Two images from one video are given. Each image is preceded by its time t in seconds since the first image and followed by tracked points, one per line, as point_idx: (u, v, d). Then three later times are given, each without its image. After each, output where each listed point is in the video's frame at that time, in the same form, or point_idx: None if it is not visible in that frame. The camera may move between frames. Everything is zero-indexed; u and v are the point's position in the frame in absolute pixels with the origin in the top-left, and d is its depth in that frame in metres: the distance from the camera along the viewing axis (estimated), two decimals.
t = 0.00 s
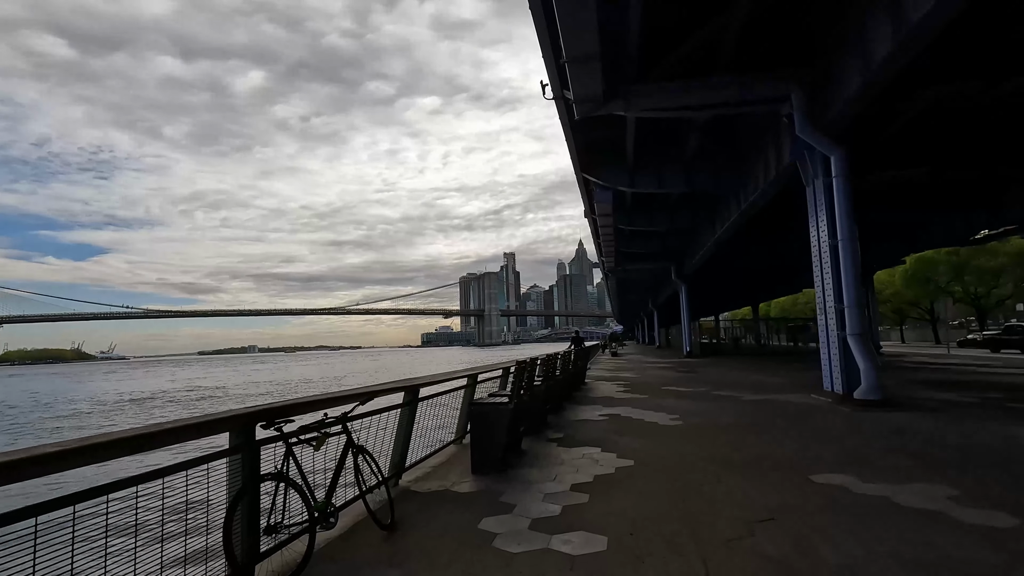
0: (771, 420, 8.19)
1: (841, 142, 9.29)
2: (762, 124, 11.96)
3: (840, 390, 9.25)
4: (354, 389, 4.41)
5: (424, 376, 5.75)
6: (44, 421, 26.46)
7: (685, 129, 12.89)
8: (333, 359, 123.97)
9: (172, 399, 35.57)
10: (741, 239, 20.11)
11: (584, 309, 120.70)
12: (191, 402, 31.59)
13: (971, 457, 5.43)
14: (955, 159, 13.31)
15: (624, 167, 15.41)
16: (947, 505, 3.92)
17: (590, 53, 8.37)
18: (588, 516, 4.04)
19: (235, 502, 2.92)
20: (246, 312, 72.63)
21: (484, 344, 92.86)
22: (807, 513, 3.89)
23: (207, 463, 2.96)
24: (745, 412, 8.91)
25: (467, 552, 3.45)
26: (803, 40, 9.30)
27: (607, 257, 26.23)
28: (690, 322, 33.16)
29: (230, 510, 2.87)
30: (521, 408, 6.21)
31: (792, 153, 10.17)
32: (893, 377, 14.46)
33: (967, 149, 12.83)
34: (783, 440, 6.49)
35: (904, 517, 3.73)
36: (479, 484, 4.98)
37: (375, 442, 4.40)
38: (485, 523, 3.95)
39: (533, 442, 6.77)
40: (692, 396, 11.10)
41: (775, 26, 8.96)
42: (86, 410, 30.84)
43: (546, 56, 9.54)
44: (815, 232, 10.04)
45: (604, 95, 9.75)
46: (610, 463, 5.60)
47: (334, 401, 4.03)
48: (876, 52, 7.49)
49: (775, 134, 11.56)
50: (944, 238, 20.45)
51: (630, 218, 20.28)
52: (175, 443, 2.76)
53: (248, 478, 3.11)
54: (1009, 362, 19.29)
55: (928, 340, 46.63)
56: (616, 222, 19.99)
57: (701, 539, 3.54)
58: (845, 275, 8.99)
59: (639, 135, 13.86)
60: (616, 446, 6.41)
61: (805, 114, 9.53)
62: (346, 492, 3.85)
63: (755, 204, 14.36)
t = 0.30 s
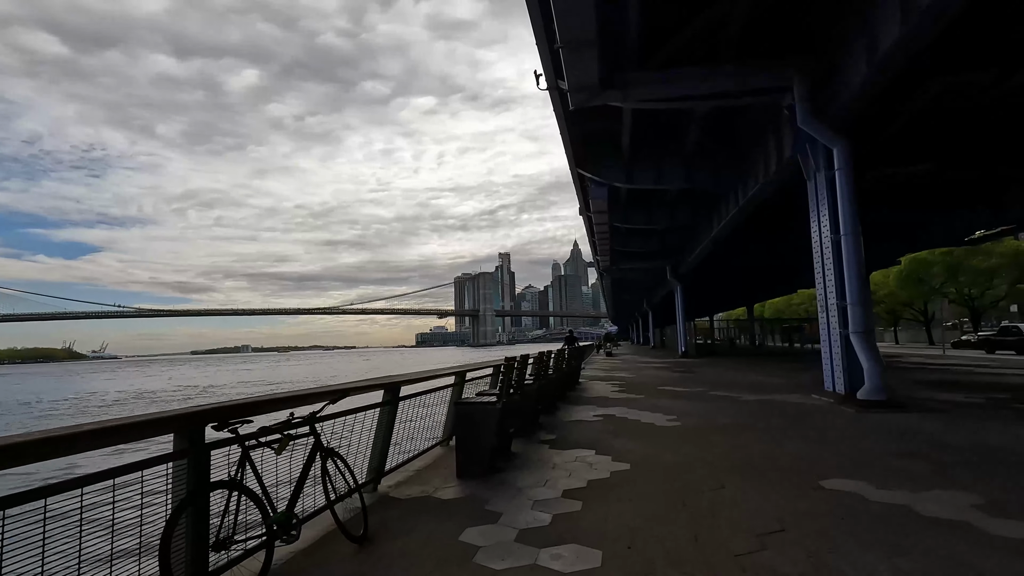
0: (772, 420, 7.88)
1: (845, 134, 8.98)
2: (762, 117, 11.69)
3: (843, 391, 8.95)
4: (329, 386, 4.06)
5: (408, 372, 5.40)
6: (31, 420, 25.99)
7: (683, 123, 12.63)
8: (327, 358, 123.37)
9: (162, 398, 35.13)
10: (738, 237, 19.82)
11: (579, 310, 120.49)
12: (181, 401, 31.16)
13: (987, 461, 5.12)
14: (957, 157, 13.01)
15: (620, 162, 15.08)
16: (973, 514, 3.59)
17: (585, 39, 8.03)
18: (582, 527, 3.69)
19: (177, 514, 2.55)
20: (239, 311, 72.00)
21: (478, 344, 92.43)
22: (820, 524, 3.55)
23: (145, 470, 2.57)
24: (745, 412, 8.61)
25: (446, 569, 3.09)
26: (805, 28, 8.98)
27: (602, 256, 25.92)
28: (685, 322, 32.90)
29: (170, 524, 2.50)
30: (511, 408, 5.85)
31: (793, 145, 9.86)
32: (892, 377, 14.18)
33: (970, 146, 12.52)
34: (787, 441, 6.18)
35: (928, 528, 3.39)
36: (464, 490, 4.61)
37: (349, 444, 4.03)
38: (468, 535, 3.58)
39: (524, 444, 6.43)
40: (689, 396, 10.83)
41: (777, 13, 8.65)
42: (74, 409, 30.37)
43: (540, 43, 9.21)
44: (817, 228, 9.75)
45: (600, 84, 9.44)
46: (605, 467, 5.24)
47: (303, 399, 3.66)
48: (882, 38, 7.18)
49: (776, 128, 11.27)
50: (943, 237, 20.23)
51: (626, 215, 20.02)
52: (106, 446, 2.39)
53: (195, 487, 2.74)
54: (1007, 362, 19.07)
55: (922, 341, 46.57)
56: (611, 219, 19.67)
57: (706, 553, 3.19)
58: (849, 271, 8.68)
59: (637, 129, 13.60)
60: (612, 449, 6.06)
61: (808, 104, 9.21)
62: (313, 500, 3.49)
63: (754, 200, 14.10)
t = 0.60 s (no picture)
0: (777, 425, 7.57)
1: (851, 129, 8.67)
2: (764, 111, 11.39)
3: (849, 394, 8.67)
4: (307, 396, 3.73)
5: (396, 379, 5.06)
6: (20, 422, 25.57)
7: (682, 118, 12.33)
8: (324, 358, 122.90)
9: (155, 399, 34.71)
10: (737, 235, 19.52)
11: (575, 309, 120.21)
12: (174, 402, 30.75)
13: (1009, 473, 4.80)
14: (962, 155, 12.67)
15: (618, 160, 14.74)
16: (1007, 539, 3.27)
17: (583, 29, 7.69)
18: (579, 552, 3.37)
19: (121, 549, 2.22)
20: (233, 310, 71.45)
21: (474, 344, 92.07)
22: (842, 549, 3.23)
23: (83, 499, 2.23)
24: (748, 417, 8.29)
25: None
26: (810, 18, 8.66)
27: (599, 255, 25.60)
28: (683, 321, 32.61)
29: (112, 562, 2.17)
30: (506, 416, 5.52)
31: (796, 141, 9.56)
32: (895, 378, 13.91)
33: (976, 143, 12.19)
34: (795, 450, 5.86)
35: (961, 558, 3.06)
36: (454, 507, 4.29)
37: (325, 460, 3.70)
38: (455, 562, 3.26)
39: (518, 453, 6.10)
40: (689, 399, 10.52)
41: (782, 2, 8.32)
42: (65, 411, 29.94)
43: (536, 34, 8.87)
44: (821, 226, 9.45)
45: (598, 77, 9.10)
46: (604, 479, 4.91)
47: (273, 412, 3.33)
48: (892, 29, 6.86)
49: (779, 124, 10.97)
50: (943, 235, 19.96)
51: (623, 215, 19.67)
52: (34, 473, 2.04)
53: (143, 516, 2.40)
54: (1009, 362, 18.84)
55: (919, 340, 46.48)
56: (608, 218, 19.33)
57: None
58: (855, 270, 8.39)
59: (634, 125, 13.29)
60: (610, 457, 5.75)
61: (813, 97, 8.90)
62: (281, 525, 3.16)
63: (754, 198, 13.81)
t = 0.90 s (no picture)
0: (789, 425, 7.22)
1: (866, 113, 8.30)
2: (772, 100, 11.03)
3: (865, 391, 8.31)
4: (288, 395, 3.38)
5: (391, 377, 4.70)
6: (18, 423, 25.34)
7: (686, 108, 11.98)
8: (324, 359, 122.62)
9: (154, 400, 34.48)
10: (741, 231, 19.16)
11: (575, 308, 119.84)
12: (170, 403, 30.39)
13: None
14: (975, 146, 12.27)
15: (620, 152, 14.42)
16: None
17: (586, 10, 7.32)
18: (590, 567, 3.01)
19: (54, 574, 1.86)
20: (233, 311, 71.20)
21: (474, 343, 91.69)
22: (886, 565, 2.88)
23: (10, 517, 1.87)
24: (759, 415, 7.94)
25: None
26: None
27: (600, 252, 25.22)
28: (685, 319, 32.26)
29: None
30: (507, 416, 5.17)
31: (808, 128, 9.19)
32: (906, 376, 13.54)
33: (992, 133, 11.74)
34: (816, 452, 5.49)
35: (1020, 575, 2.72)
36: (452, 514, 3.95)
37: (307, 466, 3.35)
38: None
39: (520, 455, 5.74)
40: (697, 398, 10.16)
41: None
42: (63, 411, 29.72)
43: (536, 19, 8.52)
44: (834, 216, 9.09)
45: (601, 63, 8.75)
46: (614, 483, 4.56)
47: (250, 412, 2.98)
48: (912, 6, 6.51)
49: (788, 112, 10.60)
50: (951, 229, 19.54)
51: (625, 210, 19.31)
52: None
53: (85, 534, 2.05)
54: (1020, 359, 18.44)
55: (923, 338, 46.07)
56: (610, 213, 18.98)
57: None
58: (871, 262, 8.04)
59: (637, 116, 12.95)
60: (619, 459, 5.40)
61: (826, 82, 8.56)
62: (256, 541, 2.81)
63: (760, 191, 13.46)
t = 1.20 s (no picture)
0: (798, 431, 6.89)
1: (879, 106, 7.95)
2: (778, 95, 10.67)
3: (879, 396, 7.99)
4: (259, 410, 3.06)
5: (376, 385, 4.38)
6: (16, 424, 25.20)
7: (689, 104, 11.65)
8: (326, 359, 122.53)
9: (153, 401, 34.34)
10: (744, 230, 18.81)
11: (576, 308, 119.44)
12: (167, 405, 30.03)
13: None
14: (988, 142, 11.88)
15: (621, 150, 14.12)
16: None
17: None
18: None
19: None
20: (233, 311, 71.05)
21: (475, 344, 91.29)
22: None
23: None
24: (766, 421, 7.63)
25: None
26: None
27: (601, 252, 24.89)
28: (687, 319, 31.91)
29: None
30: (503, 427, 4.82)
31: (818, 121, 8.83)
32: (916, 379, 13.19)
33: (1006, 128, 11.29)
34: (833, 466, 5.13)
35: None
36: (443, 538, 3.62)
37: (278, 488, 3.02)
38: None
39: (516, 468, 5.42)
40: (700, 402, 9.85)
41: None
42: (64, 412, 29.63)
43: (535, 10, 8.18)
44: (845, 213, 8.76)
45: (602, 55, 8.41)
46: (618, 501, 4.23)
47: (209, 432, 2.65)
48: None
49: (795, 106, 10.25)
50: (958, 227, 19.17)
51: (625, 210, 18.99)
52: None
53: None
54: None
55: (927, 338, 45.62)
56: (611, 213, 18.66)
57: None
58: (885, 261, 7.70)
59: (639, 112, 12.62)
60: (623, 472, 5.07)
61: (837, 74, 8.21)
62: None
63: (764, 190, 13.14)
